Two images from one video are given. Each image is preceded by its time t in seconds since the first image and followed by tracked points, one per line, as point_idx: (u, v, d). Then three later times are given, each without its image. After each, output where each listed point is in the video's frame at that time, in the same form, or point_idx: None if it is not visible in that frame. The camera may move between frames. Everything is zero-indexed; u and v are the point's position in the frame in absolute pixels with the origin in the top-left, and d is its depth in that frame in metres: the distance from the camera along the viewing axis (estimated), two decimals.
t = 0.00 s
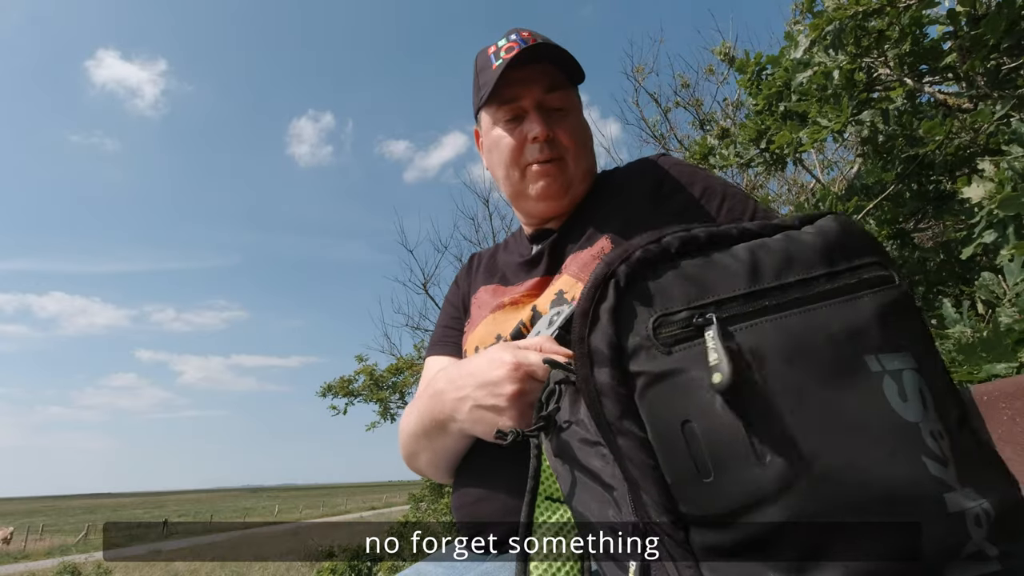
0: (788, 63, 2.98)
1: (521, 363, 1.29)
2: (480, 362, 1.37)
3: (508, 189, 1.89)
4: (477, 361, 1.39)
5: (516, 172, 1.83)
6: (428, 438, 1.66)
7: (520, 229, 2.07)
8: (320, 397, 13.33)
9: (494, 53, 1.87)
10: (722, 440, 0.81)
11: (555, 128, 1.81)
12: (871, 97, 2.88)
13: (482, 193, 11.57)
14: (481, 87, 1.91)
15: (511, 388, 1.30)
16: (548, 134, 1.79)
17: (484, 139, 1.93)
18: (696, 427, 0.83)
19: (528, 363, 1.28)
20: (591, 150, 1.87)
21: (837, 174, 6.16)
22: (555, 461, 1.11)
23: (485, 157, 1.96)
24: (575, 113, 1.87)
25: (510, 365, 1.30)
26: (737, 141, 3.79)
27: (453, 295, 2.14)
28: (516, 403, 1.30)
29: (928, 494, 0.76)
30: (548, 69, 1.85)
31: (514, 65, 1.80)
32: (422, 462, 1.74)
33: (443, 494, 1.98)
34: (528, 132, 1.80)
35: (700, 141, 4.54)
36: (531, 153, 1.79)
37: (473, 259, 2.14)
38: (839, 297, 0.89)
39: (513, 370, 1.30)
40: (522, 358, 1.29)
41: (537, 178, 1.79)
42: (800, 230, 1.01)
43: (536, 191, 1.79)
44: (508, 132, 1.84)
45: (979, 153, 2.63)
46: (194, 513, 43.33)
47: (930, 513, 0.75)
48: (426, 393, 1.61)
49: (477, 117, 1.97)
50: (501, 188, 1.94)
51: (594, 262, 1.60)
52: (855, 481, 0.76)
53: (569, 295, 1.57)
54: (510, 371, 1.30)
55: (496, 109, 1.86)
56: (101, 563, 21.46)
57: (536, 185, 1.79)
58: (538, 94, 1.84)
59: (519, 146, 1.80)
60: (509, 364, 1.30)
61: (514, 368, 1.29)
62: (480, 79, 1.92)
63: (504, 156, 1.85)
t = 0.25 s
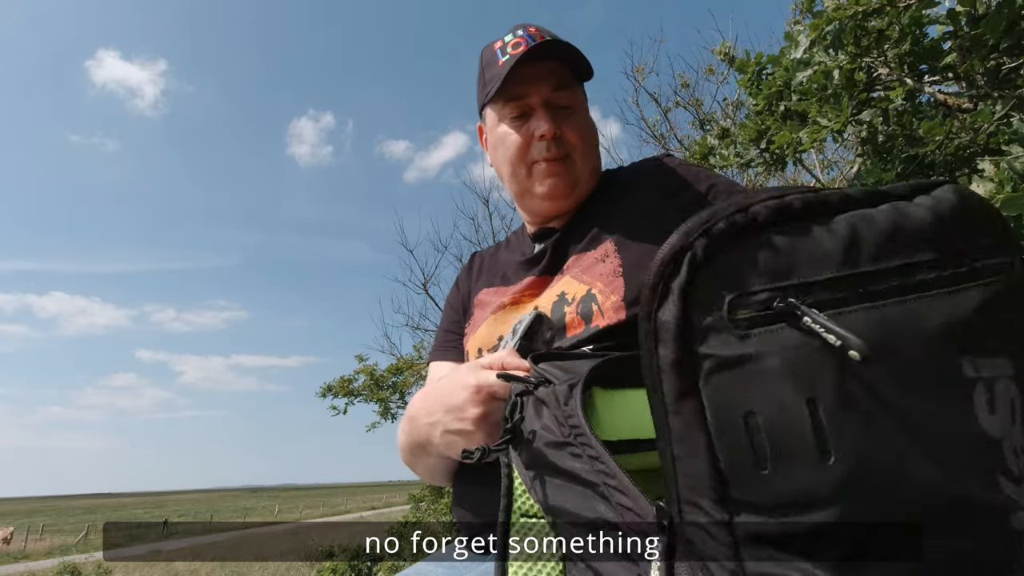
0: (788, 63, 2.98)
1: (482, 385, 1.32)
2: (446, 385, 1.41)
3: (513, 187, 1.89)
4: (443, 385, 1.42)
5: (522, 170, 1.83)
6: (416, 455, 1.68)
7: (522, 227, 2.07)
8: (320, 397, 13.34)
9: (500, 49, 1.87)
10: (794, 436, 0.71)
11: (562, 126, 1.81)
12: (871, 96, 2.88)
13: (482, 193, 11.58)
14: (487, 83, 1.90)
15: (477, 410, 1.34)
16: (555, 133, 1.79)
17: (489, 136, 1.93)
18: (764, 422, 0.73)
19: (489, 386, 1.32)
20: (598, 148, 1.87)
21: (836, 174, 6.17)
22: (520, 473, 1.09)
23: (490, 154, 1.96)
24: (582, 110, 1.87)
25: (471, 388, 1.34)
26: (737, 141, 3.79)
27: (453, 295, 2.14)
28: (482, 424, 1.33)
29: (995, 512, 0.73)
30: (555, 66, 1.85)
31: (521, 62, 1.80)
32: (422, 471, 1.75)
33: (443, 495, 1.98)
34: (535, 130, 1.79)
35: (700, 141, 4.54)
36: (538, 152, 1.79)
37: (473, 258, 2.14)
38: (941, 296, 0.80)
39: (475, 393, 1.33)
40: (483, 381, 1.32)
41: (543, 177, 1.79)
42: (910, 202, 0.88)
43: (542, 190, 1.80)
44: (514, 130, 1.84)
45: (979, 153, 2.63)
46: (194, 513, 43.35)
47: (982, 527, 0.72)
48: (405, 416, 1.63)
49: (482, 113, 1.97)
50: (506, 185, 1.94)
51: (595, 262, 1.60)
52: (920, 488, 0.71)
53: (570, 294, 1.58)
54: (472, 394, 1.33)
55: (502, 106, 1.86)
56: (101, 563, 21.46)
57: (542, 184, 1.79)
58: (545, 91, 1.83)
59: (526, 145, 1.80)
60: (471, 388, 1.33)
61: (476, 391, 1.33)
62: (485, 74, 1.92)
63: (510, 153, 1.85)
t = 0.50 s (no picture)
0: (787, 62, 2.98)
1: (455, 391, 1.36)
2: (426, 395, 1.44)
3: (516, 184, 1.89)
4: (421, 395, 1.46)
5: (525, 167, 1.83)
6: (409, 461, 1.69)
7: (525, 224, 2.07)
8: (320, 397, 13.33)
9: (504, 43, 1.87)
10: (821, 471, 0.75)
11: (566, 123, 1.80)
12: (871, 97, 2.87)
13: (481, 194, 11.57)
14: (491, 78, 1.90)
15: (456, 416, 1.37)
16: (559, 130, 1.79)
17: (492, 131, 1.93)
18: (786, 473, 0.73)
19: (463, 391, 1.35)
20: (602, 146, 1.86)
21: (836, 173, 6.18)
22: (505, 476, 1.08)
23: (493, 151, 1.96)
24: (587, 106, 1.86)
25: (446, 395, 1.37)
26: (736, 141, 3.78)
27: (455, 292, 2.14)
28: (461, 429, 1.36)
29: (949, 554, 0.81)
30: (560, 61, 1.84)
31: (525, 57, 1.79)
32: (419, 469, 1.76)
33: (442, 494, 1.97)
34: (539, 126, 1.79)
35: (699, 140, 4.54)
36: (541, 149, 1.79)
37: (474, 255, 2.14)
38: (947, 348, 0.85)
39: (451, 400, 1.37)
40: (456, 388, 1.36)
41: (546, 174, 1.79)
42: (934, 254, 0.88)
43: (545, 188, 1.80)
44: (518, 126, 1.84)
45: (979, 153, 2.63)
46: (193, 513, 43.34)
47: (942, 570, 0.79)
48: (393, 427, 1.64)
49: (486, 108, 1.97)
50: (509, 182, 1.94)
51: (601, 262, 1.60)
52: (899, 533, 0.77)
53: (575, 292, 1.58)
54: (448, 402, 1.37)
55: (506, 101, 1.86)
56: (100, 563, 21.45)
57: (546, 182, 1.79)
58: (550, 87, 1.82)
59: (529, 142, 1.81)
60: (446, 396, 1.37)
61: (451, 398, 1.36)
62: (489, 67, 1.91)
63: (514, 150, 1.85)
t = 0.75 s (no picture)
0: (788, 62, 2.98)
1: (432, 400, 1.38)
2: (404, 405, 1.44)
3: (522, 179, 1.89)
4: (400, 405, 1.46)
5: (532, 163, 1.84)
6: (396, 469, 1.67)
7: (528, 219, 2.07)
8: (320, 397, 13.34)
9: (512, 35, 1.86)
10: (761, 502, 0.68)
11: (574, 118, 1.80)
12: (871, 96, 2.87)
13: (480, 194, 11.57)
14: (497, 71, 1.89)
15: (433, 426, 1.38)
16: (567, 126, 1.79)
17: (498, 125, 1.92)
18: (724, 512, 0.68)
19: (440, 401, 1.37)
20: (610, 142, 1.86)
21: (835, 173, 6.19)
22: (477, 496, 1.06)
23: (499, 145, 1.95)
24: (595, 102, 1.86)
25: (423, 405, 1.39)
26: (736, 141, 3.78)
27: (454, 288, 2.14)
28: (439, 439, 1.37)
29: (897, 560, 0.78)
30: (569, 55, 1.82)
31: (534, 52, 1.78)
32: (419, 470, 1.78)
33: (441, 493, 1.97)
34: (546, 122, 1.79)
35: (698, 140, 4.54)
36: (549, 145, 1.79)
37: (475, 250, 2.14)
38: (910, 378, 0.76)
39: (427, 411, 1.38)
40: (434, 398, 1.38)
41: (554, 171, 1.80)
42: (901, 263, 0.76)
43: (552, 185, 1.81)
44: (525, 121, 1.83)
45: (979, 152, 2.62)
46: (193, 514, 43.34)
47: None
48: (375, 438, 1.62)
49: (491, 101, 1.96)
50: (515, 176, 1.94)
51: (607, 263, 1.60)
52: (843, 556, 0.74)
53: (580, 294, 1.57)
54: (426, 412, 1.38)
55: (513, 96, 1.84)
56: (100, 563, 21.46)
57: (553, 179, 1.80)
58: (558, 82, 1.81)
59: (536, 137, 1.80)
60: (424, 405, 1.39)
61: (428, 408, 1.38)
62: (496, 60, 1.91)
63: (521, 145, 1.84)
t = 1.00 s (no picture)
0: (788, 61, 2.98)
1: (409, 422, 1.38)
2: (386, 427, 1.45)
3: (523, 177, 1.89)
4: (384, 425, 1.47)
5: (533, 161, 1.83)
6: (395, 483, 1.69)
7: (530, 218, 2.07)
8: (320, 397, 13.34)
9: (513, 32, 1.86)
10: (697, 544, 0.75)
11: (576, 116, 1.80)
12: (871, 96, 2.87)
13: (480, 194, 11.58)
14: (499, 68, 1.89)
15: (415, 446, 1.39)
16: (569, 124, 1.78)
17: (499, 123, 1.92)
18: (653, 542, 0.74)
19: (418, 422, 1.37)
20: (612, 141, 1.86)
21: (835, 173, 6.19)
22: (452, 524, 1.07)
23: (500, 143, 1.95)
24: (597, 100, 1.85)
25: (402, 428, 1.39)
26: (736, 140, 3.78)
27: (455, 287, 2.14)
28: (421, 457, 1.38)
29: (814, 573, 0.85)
30: (571, 53, 1.82)
31: (536, 49, 1.78)
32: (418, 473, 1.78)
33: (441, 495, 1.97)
34: (548, 120, 1.79)
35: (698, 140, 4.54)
36: (550, 143, 1.79)
37: (474, 249, 2.13)
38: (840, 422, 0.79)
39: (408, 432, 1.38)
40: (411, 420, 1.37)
41: (555, 170, 1.80)
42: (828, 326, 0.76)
43: (554, 184, 1.81)
44: (526, 118, 1.83)
45: (980, 152, 2.62)
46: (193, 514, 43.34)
47: None
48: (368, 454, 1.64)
49: (492, 99, 1.96)
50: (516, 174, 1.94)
51: (612, 266, 1.59)
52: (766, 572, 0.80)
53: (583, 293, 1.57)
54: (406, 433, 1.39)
55: (514, 93, 1.84)
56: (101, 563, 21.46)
57: (554, 178, 1.80)
58: (560, 79, 1.81)
59: (538, 135, 1.80)
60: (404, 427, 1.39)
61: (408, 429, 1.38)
62: (498, 57, 1.90)
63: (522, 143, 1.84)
